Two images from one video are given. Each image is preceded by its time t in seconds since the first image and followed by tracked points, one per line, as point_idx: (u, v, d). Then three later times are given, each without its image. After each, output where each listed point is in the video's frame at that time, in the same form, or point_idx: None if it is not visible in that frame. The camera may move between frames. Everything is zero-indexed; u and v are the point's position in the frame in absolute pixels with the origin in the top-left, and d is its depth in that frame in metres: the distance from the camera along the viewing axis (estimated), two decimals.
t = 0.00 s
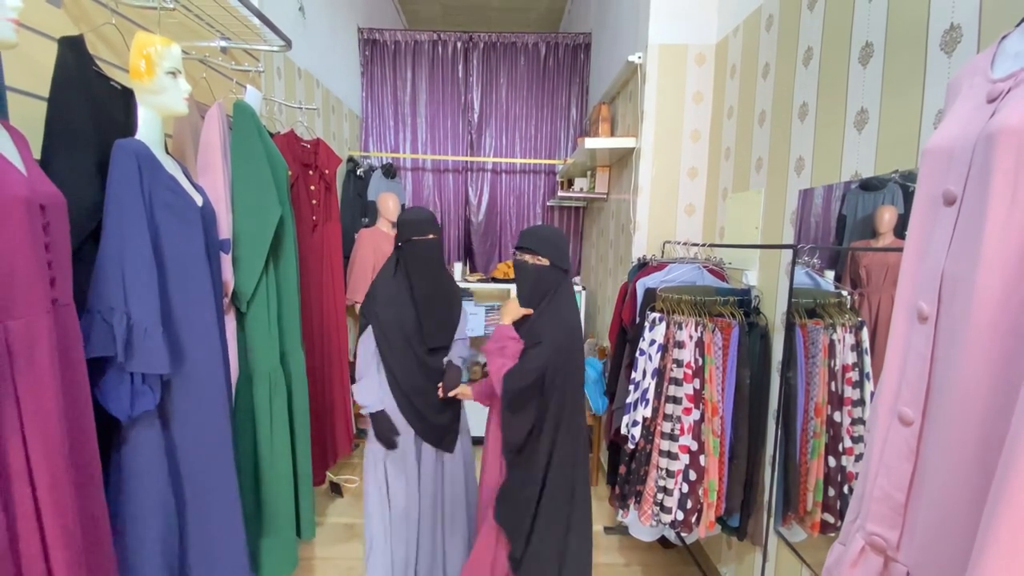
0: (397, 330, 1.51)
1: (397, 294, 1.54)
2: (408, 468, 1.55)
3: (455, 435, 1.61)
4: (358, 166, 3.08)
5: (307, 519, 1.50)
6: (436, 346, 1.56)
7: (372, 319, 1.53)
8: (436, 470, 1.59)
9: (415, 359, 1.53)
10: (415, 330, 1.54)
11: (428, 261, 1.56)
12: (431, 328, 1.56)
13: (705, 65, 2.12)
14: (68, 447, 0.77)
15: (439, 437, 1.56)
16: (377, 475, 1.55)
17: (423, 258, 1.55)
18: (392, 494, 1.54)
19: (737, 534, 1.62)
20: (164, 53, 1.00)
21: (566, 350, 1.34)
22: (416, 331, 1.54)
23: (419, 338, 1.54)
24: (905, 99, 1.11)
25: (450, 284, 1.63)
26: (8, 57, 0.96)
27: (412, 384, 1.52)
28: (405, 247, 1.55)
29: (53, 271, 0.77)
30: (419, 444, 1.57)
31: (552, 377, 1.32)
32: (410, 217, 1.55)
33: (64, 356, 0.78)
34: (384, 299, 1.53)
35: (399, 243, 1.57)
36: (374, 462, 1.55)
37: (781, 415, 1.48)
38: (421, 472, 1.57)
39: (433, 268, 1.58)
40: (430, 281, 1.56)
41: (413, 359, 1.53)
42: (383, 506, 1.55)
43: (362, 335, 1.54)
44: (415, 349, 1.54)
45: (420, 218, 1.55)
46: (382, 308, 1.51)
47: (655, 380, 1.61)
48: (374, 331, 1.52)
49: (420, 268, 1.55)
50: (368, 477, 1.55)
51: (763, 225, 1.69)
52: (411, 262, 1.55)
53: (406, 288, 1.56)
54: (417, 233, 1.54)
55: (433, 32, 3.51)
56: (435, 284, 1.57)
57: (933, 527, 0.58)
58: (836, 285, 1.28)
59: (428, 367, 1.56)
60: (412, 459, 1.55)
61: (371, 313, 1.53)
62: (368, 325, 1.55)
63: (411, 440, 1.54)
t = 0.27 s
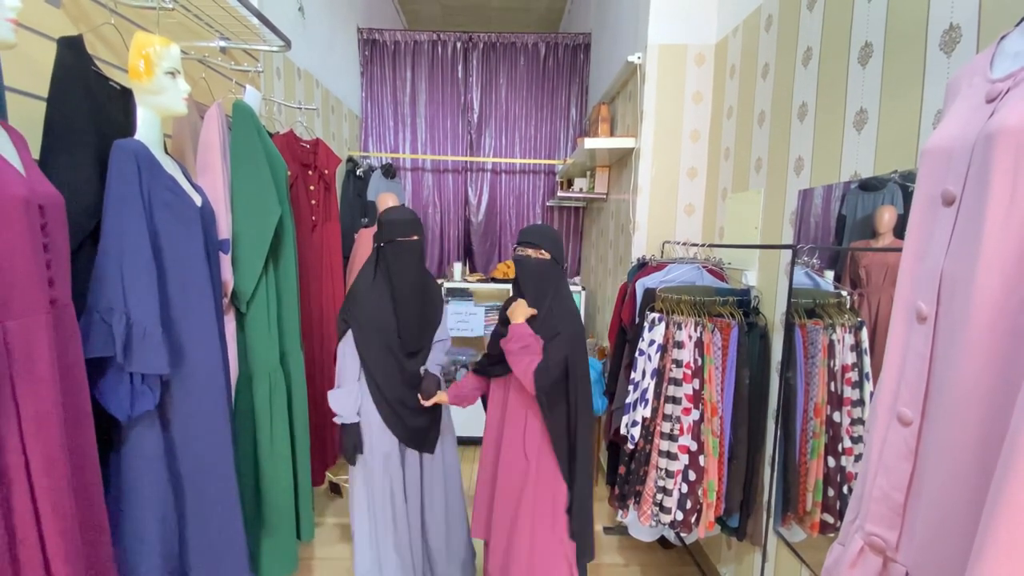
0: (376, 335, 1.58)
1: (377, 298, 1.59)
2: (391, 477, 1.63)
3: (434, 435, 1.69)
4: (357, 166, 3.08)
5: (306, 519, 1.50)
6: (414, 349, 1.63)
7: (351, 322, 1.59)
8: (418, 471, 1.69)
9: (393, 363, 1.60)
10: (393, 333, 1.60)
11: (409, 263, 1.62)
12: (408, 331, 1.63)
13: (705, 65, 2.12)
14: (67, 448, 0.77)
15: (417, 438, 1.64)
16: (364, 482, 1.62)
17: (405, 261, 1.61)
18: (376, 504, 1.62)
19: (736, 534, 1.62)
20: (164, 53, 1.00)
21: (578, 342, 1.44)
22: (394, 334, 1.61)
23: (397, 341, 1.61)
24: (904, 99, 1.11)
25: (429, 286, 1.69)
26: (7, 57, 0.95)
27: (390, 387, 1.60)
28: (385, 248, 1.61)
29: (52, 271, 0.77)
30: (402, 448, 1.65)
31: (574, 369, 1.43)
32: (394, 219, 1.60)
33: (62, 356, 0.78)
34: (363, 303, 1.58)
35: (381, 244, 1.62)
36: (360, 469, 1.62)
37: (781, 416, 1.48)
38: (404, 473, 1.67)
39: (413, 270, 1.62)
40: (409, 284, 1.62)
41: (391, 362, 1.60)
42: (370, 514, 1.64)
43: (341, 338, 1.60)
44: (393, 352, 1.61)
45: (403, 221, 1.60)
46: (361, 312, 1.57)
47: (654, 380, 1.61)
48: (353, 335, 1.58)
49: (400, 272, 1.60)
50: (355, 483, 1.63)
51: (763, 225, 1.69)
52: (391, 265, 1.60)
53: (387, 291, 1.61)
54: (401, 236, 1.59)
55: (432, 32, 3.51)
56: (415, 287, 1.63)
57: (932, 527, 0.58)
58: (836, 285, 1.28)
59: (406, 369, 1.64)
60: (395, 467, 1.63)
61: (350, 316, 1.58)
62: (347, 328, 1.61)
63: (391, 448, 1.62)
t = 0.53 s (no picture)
0: (367, 336, 1.59)
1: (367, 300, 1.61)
2: (384, 487, 1.64)
3: (425, 437, 1.70)
4: (357, 166, 3.08)
5: (306, 519, 1.50)
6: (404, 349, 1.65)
7: (342, 324, 1.59)
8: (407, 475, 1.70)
9: (385, 364, 1.62)
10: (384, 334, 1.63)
11: (397, 264, 1.65)
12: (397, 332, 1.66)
13: (705, 65, 2.12)
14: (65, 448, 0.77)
15: (409, 440, 1.65)
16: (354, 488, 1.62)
17: (393, 262, 1.64)
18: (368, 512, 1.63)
19: (736, 534, 1.62)
20: (162, 52, 1.00)
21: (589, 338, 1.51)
22: (385, 335, 1.63)
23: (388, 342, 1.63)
24: (905, 98, 1.11)
25: (415, 287, 1.72)
26: (5, 56, 0.95)
27: (382, 388, 1.61)
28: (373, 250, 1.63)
29: (50, 271, 0.77)
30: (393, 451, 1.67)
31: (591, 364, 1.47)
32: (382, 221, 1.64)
33: (60, 356, 0.78)
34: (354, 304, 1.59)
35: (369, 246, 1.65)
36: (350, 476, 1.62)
37: (780, 415, 1.48)
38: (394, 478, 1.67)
39: (400, 272, 1.66)
40: (397, 284, 1.66)
41: (383, 363, 1.62)
42: (360, 522, 1.65)
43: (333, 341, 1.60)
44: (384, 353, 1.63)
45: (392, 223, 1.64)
46: (352, 314, 1.58)
47: (654, 380, 1.61)
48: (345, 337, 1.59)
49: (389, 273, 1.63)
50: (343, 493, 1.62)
51: (763, 225, 1.68)
52: (380, 266, 1.63)
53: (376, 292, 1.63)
54: (392, 237, 1.63)
55: (432, 32, 3.51)
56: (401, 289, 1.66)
57: (932, 527, 0.58)
58: (836, 285, 1.27)
59: (397, 370, 1.66)
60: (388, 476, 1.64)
61: (341, 318, 1.59)
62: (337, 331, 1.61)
63: (385, 450, 1.63)
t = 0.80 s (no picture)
0: (364, 336, 1.60)
1: (364, 299, 1.61)
2: (384, 492, 1.64)
3: (424, 435, 1.70)
4: (356, 165, 3.07)
5: (306, 519, 1.50)
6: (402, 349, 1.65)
7: (338, 324, 1.60)
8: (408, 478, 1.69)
9: (383, 364, 1.62)
10: (381, 334, 1.63)
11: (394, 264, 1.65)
12: (395, 332, 1.66)
13: (705, 65, 2.12)
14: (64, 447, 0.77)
15: (409, 439, 1.66)
16: (353, 488, 1.63)
17: (390, 261, 1.64)
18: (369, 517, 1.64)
19: (735, 534, 1.62)
20: (162, 52, 1.00)
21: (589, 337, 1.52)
22: (381, 334, 1.63)
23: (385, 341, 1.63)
24: (904, 98, 1.11)
25: (412, 286, 1.72)
26: (4, 56, 0.95)
27: (381, 387, 1.62)
28: (368, 250, 1.63)
29: (49, 270, 0.77)
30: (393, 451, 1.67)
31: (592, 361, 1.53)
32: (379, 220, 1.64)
33: (59, 355, 0.77)
34: (350, 304, 1.60)
35: (365, 246, 1.65)
36: (351, 476, 1.63)
37: (780, 415, 1.48)
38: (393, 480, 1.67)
39: (397, 271, 1.66)
40: (394, 284, 1.65)
41: (380, 363, 1.62)
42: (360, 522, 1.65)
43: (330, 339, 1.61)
44: (382, 352, 1.63)
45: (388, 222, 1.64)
46: (348, 314, 1.59)
47: (653, 380, 1.61)
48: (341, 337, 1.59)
49: (385, 272, 1.63)
50: (343, 491, 1.64)
51: (762, 225, 1.68)
52: (376, 265, 1.63)
53: (371, 292, 1.63)
54: (388, 236, 1.63)
55: (432, 31, 3.51)
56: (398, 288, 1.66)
57: (932, 527, 0.58)
58: (835, 285, 1.28)
59: (396, 370, 1.66)
60: (389, 481, 1.64)
61: (337, 319, 1.60)
62: (334, 331, 1.61)
63: (384, 451, 1.63)
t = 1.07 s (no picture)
0: (365, 333, 1.60)
1: (364, 297, 1.61)
2: (385, 493, 1.65)
3: (424, 434, 1.71)
4: (355, 165, 3.07)
5: (306, 518, 1.50)
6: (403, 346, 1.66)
7: (339, 321, 1.59)
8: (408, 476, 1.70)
9: (384, 361, 1.62)
10: (382, 331, 1.63)
11: (394, 261, 1.65)
12: (395, 329, 1.66)
13: (704, 65, 2.12)
14: (65, 446, 0.77)
15: (409, 437, 1.66)
16: (354, 488, 1.62)
17: (390, 259, 1.65)
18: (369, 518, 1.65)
19: (734, 532, 1.63)
20: (162, 51, 1.00)
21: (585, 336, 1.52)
22: (382, 332, 1.63)
23: (386, 339, 1.63)
24: (902, 99, 1.12)
25: (412, 283, 1.73)
26: (4, 55, 0.95)
27: (382, 385, 1.62)
28: (368, 247, 1.64)
29: (50, 269, 0.77)
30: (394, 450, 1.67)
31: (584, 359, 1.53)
32: (379, 218, 1.64)
33: (60, 354, 0.78)
34: (351, 301, 1.60)
35: (365, 243, 1.65)
36: (353, 475, 1.62)
37: (778, 414, 1.48)
38: (394, 478, 1.67)
39: (397, 269, 1.66)
40: (394, 281, 1.65)
41: (381, 361, 1.62)
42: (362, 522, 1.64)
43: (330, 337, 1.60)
44: (382, 350, 1.63)
45: (388, 219, 1.65)
46: (349, 311, 1.59)
47: (652, 380, 1.61)
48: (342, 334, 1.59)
49: (386, 269, 1.63)
50: (343, 492, 1.62)
51: (761, 225, 1.69)
52: (377, 263, 1.63)
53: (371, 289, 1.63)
54: (387, 233, 1.63)
55: (431, 31, 3.50)
56: (398, 287, 1.66)
57: (930, 526, 0.58)
58: (833, 285, 1.28)
59: (396, 368, 1.66)
60: (389, 481, 1.65)
61: (338, 316, 1.59)
62: (335, 328, 1.61)
63: (384, 451, 1.64)
